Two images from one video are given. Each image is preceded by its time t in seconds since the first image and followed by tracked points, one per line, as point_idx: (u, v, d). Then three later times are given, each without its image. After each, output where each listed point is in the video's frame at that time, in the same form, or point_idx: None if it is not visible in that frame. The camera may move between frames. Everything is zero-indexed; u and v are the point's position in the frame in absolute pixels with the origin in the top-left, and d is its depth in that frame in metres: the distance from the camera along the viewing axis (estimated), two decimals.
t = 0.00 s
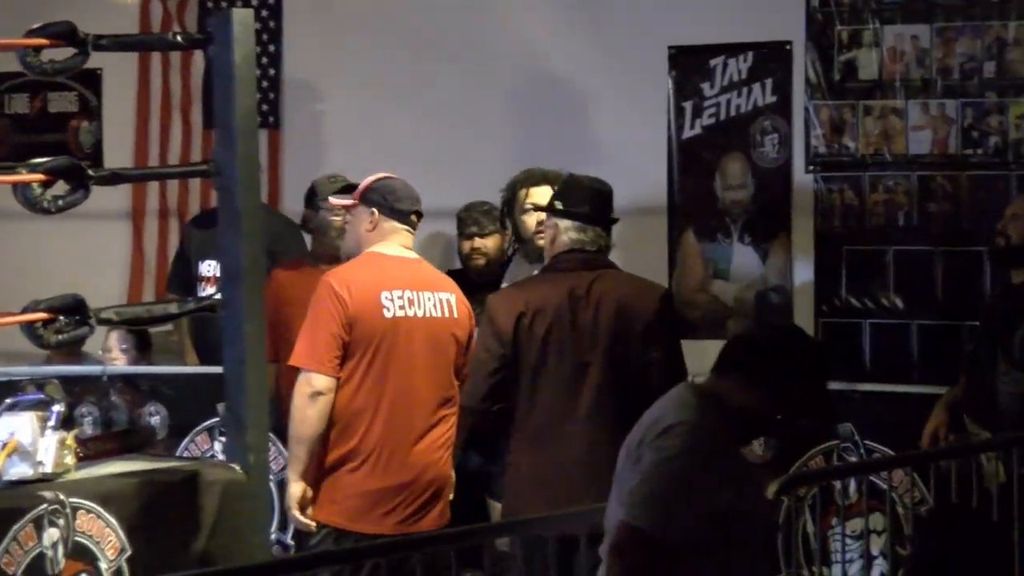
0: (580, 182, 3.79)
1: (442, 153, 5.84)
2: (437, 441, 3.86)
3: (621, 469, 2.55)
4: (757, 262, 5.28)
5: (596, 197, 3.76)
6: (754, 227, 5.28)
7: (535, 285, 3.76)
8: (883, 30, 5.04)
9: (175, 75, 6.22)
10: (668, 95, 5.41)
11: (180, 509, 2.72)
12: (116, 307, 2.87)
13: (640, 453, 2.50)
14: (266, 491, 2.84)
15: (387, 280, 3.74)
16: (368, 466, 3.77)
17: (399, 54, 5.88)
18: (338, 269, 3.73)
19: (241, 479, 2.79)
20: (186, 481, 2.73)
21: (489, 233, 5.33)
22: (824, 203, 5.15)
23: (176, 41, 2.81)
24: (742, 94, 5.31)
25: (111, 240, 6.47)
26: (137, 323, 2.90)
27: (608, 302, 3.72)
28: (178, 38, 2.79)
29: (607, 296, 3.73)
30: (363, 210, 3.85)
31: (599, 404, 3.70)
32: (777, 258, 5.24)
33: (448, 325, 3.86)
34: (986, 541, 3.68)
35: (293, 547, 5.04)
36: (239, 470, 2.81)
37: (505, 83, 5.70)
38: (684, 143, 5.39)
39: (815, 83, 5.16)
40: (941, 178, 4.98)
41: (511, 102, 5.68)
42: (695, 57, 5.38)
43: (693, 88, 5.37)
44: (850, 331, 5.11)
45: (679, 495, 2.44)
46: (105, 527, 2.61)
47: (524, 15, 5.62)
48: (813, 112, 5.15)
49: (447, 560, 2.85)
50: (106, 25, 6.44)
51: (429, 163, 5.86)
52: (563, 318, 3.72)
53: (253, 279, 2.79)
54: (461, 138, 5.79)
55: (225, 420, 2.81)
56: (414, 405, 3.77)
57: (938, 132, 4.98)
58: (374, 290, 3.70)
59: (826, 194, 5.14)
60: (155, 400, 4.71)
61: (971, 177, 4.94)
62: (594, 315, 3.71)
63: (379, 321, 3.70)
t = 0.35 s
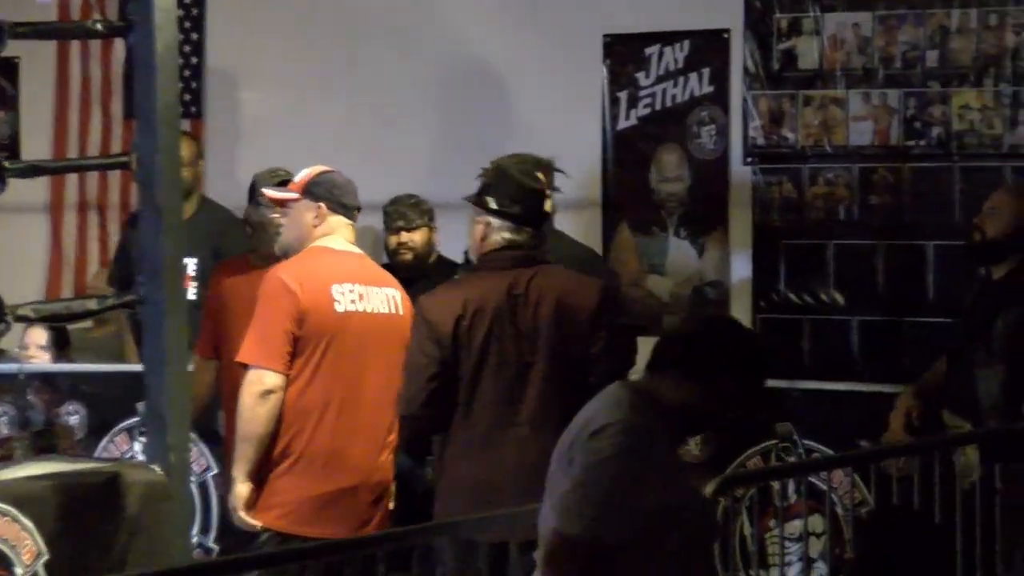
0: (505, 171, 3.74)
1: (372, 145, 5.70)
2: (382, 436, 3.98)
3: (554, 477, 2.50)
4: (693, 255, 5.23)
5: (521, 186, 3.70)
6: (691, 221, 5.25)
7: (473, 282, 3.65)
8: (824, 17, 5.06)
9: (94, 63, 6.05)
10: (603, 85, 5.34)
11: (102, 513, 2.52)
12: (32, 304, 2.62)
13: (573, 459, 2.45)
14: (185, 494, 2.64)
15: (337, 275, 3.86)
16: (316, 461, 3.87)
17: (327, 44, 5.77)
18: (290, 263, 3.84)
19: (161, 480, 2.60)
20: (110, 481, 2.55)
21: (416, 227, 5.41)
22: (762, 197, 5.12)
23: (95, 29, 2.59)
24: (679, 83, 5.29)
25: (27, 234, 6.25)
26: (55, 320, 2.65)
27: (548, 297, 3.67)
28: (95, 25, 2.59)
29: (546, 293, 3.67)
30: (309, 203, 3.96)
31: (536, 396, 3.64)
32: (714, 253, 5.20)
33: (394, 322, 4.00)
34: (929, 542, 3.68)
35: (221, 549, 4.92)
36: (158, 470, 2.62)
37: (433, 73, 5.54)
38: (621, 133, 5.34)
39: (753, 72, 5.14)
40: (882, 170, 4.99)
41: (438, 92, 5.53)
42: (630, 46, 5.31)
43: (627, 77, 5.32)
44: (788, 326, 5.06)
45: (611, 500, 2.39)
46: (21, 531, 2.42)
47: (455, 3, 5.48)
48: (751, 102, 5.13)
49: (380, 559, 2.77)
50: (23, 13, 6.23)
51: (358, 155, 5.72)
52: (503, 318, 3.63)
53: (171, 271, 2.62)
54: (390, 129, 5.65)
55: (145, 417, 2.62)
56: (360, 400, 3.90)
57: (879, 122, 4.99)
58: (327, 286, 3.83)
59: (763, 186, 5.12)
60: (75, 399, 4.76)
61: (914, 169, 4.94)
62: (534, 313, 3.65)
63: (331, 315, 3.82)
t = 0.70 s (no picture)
0: (442, 170, 3.66)
1: (307, 140, 5.60)
2: (315, 441, 3.90)
3: (523, 498, 2.46)
4: (633, 254, 5.19)
5: (459, 182, 3.62)
6: (631, 220, 5.20)
7: (420, 283, 3.56)
8: (768, 11, 4.98)
9: (14, 57, 5.84)
10: (542, 79, 5.26)
11: (25, 529, 2.18)
12: None
13: (545, 475, 2.41)
14: (117, 502, 2.33)
15: (279, 274, 3.76)
16: (252, 466, 3.74)
17: (260, 38, 5.66)
18: (229, 262, 3.71)
19: (87, 487, 2.26)
20: (32, 493, 2.19)
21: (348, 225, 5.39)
22: (705, 194, 5.08)
23: (15, 21, 2.24)
24: (619, 78, 5.21)
25: None
26: None
27: (495, 296, 3.61)
28: (10, 18, 2.23)
29: (495, 295, 3.61)
30: (243, 200, 3.85)
31: (475, 401, 3.57)
32: (655, 254, 5.14)
33: (329, 324, 3.93)
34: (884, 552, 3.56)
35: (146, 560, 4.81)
36: (85, 478, 2.28)
37: (367, 66, 5.43)
38: (559, 129, 5.28)
39: (695, 66, 5.07)
40: (827, 168, 4.96)
41: (372, 85, 5.43)
42: (569, 39, 5.22)
43: (566, 71, 5.24)
44: (731, 326, 5.03)
45: (591, 514, 2.35)
46: None
47: None
48: (693, 97, 5.08)
49: (310, 566, 2.70)
50: None
51: (293, 151, 5.63)
52: (449, 321, 3.56)
53: (98, 276, 2.28)
54: (325, 124, 5.55)
55: (70, 425, 2.29)
56: (299, 404, 3.81)
57: (825, 119, 4.95)
58: (270, 288, 3.72)
59: (705, 183, 5.08)
60: None
61: (859, 166, 4.91)
62: (482, 316, 3.59)
63: (275, 316, 3.72)
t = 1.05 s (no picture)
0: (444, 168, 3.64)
1: (310, 137, 5.60)
2: (306, 440, 3.91)
3: (624, 525, 2.60)
4: (639, 254, 5.19)
5: (460, 179, 3.61)
6: (636, 219, 5.20)
7: (418, 283, 3.55)
8: (774, 8, 4.96)
9: (16, 56, 5.84)
10: (545, 76, 5.25)
11: (24, 528, 2.18)
12: None
13: (683, 486, 2.52)
14: (120, 503, 2.32)
15: (275, 273, 3.75)
16: (248, 466, 3.72)
17: (258, 36, 5.64)
18: (225, 261, 3.68)
19: (89, 488, 2.25)
20: (31, 492, 2.18)
21: (349, 224, 5.31)
22: (711, 193, 5.08)
23: (18, 18, 2.24)
24: (624, 75, 5.20)
25: None
26: None
27: (497, 295, 3.60)
28: (15, 15, 2.23)
29: (495, 293, 3.60)
30: (236, 197, 3.84)
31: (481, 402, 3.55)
32: (660, 254, 5.16)
33: (321, 323, 3.93)
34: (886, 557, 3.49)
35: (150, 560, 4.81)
36: (86, 477, 2.27)
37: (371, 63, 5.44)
38: (564, 127, 5.26)
39: (701, 64, 5.06)
40: (834, 167, 4.94)
41: (375, 83, 5.44)
42: (573, 36, 5.21)
43: (571, 69, 5.22)
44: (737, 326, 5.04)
45: (733, 499, 2.51)
46: None
47: None
48: (699, 95, 5.07)
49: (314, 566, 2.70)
50: None
51: (294, 148, 5.62)
52: (449, 321, 3.54)
53: (100, 274, 2.27)
54: (328, 122, 5.55)
55: (71, 423, 2.27)
56: (293, 403, 3.81)
57: (832, 115, 4.93)
58: (266, 287, 3.70)
59: (711, 181, 5.08)
60: None
61: (866, 164, 4.90)
62: (482, 314, 3.58)
63: (271, 315, 3.71)
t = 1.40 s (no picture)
0: (450, 167, 3.68)
1: (317, 133, 5.61)
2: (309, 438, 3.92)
3: (766, 517, 2.55)
4: (648, 252, 5.20)
5: (465, 177, 3.64)
6: (644, 216, 5.20)
7: (417, 281, 3.55)
8: (782, 6, 4.94)
9: (24, 53, 5.85)
10: (553, 73, 5.24)
11: (32, 524, 2.18)
12: None
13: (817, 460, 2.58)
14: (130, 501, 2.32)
15: (278, 274, 3.75)
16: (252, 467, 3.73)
17: (264, 35, 5.64)
18: (227, 262, 3.68)
19: (97, 485, 2.25)
20: (42, 490, 2.19)
21: (349, 214, 5.25)
22: (719, 191, 5.07)
23: (27, 16, 2.24)
24: (633, 73, 5.20)
25: None
26: None
27: (498, 293, 3.58)
28: (24, 12, 2.23)
29: (497, 291, 3.58)
30: (235, 195, 3.84)
31: (488, 399, 3.55)
32: (669, 251, 5.17)
33: (324, 322, 3.94)
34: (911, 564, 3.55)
35: (158, 555, 4.82)
36: (95, 475, 2.27)
37: (379, 59, 5.47)
38: (572, 124, 5.26)
39: (709, 62, 5.06)
40: (842, 165, 4.94)
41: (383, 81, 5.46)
42: (581, 34, 5.22)
43: (579, 66, 5.22)
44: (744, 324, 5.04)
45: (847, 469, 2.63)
46: None
47: None
48: (707, 92, 5.07)
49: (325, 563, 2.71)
50: None
51: (301, 144, 5.64)
52: (449, 318, 3.54)
53: (110, 269, 2.27)
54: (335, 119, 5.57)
55: (81, 422, 2.28)
56: (295, 403, 3.82)
57: (840, 113, 4.93)
58: (268, 289, 3.70)
59: (719, 180, 5.08)
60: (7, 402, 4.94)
61: (874, 162, 4.90)
62: (482, 311, 3.56)
63: (273, 316, 3.71)
